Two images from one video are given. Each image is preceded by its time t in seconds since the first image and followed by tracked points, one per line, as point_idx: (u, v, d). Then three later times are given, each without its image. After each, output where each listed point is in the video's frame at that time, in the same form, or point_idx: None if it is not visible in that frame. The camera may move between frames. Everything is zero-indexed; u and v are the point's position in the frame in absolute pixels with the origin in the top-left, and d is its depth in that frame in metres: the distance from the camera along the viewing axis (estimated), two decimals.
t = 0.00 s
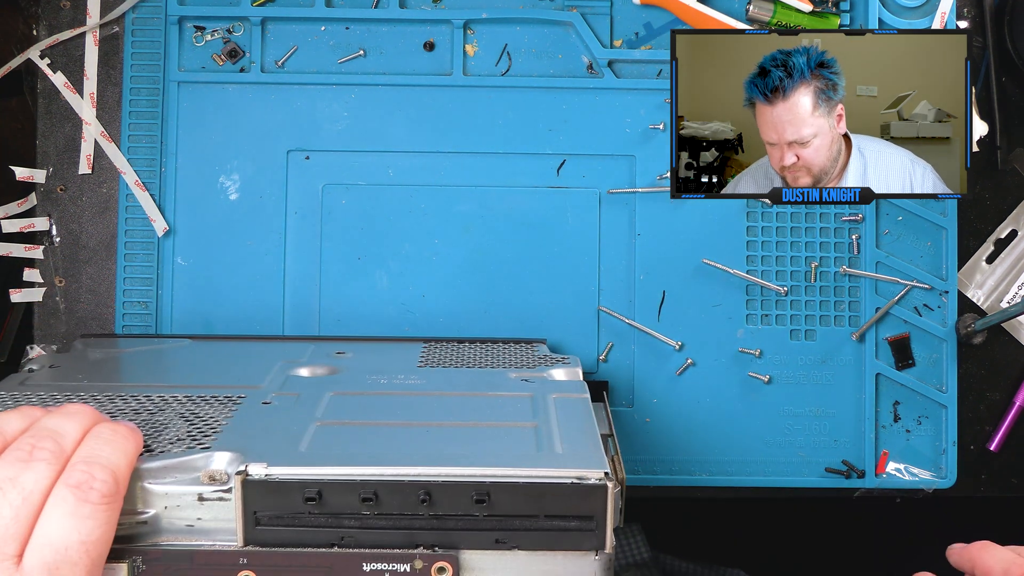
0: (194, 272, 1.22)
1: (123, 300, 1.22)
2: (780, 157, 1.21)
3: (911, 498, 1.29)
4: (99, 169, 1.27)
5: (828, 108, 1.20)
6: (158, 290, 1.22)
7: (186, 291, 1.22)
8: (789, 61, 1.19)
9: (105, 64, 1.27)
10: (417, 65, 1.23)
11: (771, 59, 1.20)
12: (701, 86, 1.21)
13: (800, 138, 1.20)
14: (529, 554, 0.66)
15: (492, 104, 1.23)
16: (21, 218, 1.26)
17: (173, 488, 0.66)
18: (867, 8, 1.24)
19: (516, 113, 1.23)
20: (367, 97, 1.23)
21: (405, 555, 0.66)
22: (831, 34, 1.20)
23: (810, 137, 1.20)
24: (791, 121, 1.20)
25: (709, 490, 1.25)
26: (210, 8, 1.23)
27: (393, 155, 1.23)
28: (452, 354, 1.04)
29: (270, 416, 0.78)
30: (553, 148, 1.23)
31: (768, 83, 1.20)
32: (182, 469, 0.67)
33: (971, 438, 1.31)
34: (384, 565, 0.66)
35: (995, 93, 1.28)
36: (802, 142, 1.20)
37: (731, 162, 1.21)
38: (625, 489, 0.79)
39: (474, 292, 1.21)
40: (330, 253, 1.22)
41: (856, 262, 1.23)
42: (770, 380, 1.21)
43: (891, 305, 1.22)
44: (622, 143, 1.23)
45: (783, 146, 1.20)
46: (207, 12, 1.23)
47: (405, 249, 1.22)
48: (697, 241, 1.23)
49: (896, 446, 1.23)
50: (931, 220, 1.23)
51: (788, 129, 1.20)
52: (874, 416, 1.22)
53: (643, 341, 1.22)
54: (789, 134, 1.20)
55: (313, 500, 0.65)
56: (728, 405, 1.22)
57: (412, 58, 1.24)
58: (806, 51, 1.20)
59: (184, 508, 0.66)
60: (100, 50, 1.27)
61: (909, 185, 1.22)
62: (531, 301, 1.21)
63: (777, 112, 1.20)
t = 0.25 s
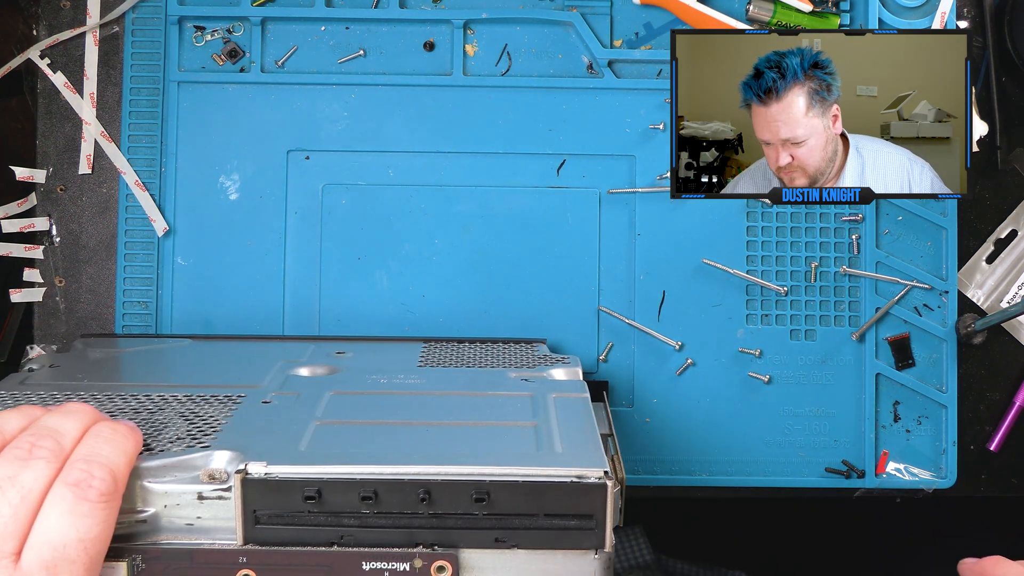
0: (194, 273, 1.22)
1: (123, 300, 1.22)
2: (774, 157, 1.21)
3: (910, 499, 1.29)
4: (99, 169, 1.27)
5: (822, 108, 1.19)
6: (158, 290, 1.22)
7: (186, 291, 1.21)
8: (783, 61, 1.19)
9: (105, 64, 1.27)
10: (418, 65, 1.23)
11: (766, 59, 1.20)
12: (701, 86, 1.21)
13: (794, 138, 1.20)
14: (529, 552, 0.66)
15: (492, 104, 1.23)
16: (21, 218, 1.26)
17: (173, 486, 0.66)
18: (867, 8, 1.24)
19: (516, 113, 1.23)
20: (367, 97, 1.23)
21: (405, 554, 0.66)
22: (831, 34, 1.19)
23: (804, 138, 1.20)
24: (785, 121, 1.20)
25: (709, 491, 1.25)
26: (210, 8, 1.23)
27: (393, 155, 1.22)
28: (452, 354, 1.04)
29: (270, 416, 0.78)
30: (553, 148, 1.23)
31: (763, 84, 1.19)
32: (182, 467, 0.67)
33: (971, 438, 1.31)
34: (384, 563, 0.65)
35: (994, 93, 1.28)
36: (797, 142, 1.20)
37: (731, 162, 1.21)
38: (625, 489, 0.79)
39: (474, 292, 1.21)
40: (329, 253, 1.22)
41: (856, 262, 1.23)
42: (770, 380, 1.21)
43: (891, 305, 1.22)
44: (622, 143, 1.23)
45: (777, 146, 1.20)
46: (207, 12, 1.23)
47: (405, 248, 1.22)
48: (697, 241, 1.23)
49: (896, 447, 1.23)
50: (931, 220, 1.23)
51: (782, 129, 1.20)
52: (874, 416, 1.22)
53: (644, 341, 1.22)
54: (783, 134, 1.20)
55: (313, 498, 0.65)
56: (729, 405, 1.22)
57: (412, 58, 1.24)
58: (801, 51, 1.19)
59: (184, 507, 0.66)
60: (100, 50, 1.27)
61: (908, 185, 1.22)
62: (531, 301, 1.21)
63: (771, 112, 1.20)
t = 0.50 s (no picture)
0: (194, 272, 1.22)
1: (123, 300, 1.22)
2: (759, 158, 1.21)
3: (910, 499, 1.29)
4: (99, 169, 1.27)
5: (806, 114, 1.20)
6: (158, 289, 1.22)
7: (186, 291, 1.22)
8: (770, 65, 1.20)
9: (105, 65, 1.27)
10: (417, 65, 1.23)
11: (753, 62, 1.21)
12: (701, 86, 1.21)
13: (777, 142, 1.21)
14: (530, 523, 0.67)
15: (492, 103, 1.23)
16: (21, 218, 1.26)
17: (173, 459, 0.66)
18: (867, 8, 1.24)
19: (515, 113, 1.23)
20: (367, 97, 1.23)
21: (406, 525, 0.66)
22: (831, 34, 1.20)
23: (785, 143, 1.21)
24: (770, 124, 1.21)
25: (709, 491, 1.25)
26: (210, 8, 1.23)
27: (393, 154, 1.22)
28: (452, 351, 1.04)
29: (270, 397, 0.78)
30: (553, 148, 1.23)
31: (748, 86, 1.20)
32: (182, 441, 0.67)
33: (971, 438, 1.31)
34: (384, 534, 0.66)
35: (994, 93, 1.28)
36: (780, 146, 1.21)
37: (731, 162, 1.21)
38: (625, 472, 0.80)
39: (474, 290, 1.21)
40: (329, 252, 1.21)
41: (856, 262, 1.23)
42: (770, 379, 1.21)
43: (891, 305, 1.22)
44: (622, 143, 1.23)
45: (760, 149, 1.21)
46: (207, 12, 1.23)
47: (405, 247, 1.22)
48: (697, 241, 1.23)
49: (896, 446, 1.23)
50: (931, 220, 1.23)
51: (766, 132, 1.21)
52: (874, 416, 1.22)
53: (643, 341, 1.22)
54: (766, 137, 1.21)
55: (314, 469, 0.65)
56: (729, 405, 1.22)
57: (412, 58, 1.24)
58: (790, 56, 1.20)
59: (185, 480, 0.66)
60: (100, 50, 1.27)
61: (908, 184, 1.22)
62: (531, 300, 1.21)
63: (757, 114, 1.20)
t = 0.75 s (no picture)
0: (194, 273, 1.22)
1: (123, 300, 1.22)
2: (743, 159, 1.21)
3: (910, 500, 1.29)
4: (99, 169, 1.27)
5: (787, 116, 1.20)
6: (158, 291, 1.22)
7: (186, 291, 1.22)
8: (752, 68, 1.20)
9: (105, 65, 1.27)
10: (417, 65, 1.23)
11: (735, 66, 1.21)
12: (701, 86, 1.21)
13: (758, 144, 1.21)
14: (531, 464, 0.68)
15: (492, 103, 1.23)
16: (21, 218, 1.26)
17: (176, 400, 0.68)
18: (867, 8, 1.24)
19: (516, 112, 1.23)
20: (367, 97, 1.23)
21: (407, 463, 0.68)
22: (831, 34, 1.21)
23: (767, 145, 1.21)
24: (751, 126, 1.20)
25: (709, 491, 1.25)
26: (209, 8, 1.23)
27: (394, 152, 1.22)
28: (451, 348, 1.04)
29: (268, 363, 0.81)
30: (553, 148, 1.23)
31: (732, 89, 1.20)
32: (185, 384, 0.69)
33: (971, 438, 1.31)
34: (386, 472, 0.68)
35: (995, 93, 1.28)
36: (762, 149, 1.21)
37: (731, 163, 1.22)
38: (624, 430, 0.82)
39: (474, 288, 1.21)
40: (329, 250, 1.21)
41: (856, 262, 1.23)
42: (770, 379, 1.21)
43: (891, 305, 1.22)
44: (622, 143, 1.23)
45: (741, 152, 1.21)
46: (207, 11, 1.23)
47: (405, 246, 1.22)
48: (697, 241, 1.23)
49: (896, 447, 1.23)
50: (931, 220, 1.23)
51: (747, 135, 1.20)
52: (874, 416, 1.22)
53: (644, 341, 1.22)
54: (748, 140, 1.21)
55: (317, 406, 0.68)
56: (729, 405, 1.22)
57: (412, 58, 1.24)
58: (772, 59, 1.20)
59: (185, 422, 0.68)
60: (100, 50, 1.27)
61: (907, 183, 1.22)
62: (531, 299, 1.21)
63: (739, 117, 1.20)
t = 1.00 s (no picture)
0: (194, 274, 1.22)
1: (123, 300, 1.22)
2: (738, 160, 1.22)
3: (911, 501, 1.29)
4: (99, 169, 1.27)
5: (779, 116, 1.20)
6: (158, 292, 1.22)
7: (186, 290, 1.22)
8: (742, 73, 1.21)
9: (105, 65, 1.27)
10: (417, 65, 1.23)
11: (724, 71, 1.21)
12: (701, 86, 1.21)
13: (751, 145, 1.21)
14: (533, 426, 0.70)
15: (492, 103, 1.23)
16: (21, 218, 1.26)
17: (179, 365, 0.70)
18: (867, 8, 1.24)
19: (516, 112, 1.23)
20: (367, 97, 1.22)
21: (408, 427, 0.70)
22: (831, 34, 1.21)
23: (760, 145, 1.21)
24: (744, 127, 1.21)
25: (709, 491, 1.25)
26: (209, 8, 1.23)
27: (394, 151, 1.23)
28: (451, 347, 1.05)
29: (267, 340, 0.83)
30: (553, 148, 1.23)
31: (725, 92, 1.21)
32: (188, 350, 0.71)
33: (970, 437, 1.30)
34: (388, 435, 0.70)
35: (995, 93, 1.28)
36: (755, 150, 1.21)
37: (731, 163, 1.22)
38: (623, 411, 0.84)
39: (474, 288, 1.21)
40: (329, 249, 1.21)
41: (856, 262, 1.23)
42: (771, 380, 1.21)
43: (892, 305, 1.22)
44: (622, 143, 1.23)
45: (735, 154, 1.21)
46: (207, 11, 1.23)
47: (405, 245, 1.22)
48: (697, 241, 1.23)
49: (896, 447, 1.23)
50: (931, 220, 1.23)
51: (740, 137, 1.21)
52: (874, 416, 1.22)
53: (644, 341, 1.22)
54: (741, 142, 1.21)
55: (321, 367, 0.71)
56: (729, 405, 1.22)
57: (412, 58, 1.24)
58: (762, 61, 1.21)
59: (187, 384, 0.71)
60: (100, 50, 1.27)
61: (906, 183, 1.22)
62: (531, 299, 1.21)
63: (731, 119, 1.21)
